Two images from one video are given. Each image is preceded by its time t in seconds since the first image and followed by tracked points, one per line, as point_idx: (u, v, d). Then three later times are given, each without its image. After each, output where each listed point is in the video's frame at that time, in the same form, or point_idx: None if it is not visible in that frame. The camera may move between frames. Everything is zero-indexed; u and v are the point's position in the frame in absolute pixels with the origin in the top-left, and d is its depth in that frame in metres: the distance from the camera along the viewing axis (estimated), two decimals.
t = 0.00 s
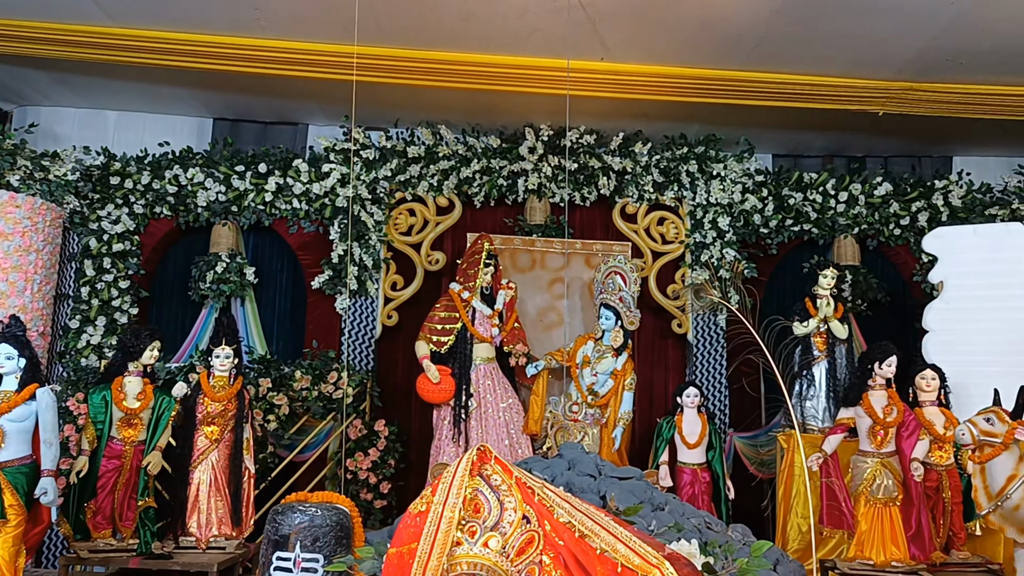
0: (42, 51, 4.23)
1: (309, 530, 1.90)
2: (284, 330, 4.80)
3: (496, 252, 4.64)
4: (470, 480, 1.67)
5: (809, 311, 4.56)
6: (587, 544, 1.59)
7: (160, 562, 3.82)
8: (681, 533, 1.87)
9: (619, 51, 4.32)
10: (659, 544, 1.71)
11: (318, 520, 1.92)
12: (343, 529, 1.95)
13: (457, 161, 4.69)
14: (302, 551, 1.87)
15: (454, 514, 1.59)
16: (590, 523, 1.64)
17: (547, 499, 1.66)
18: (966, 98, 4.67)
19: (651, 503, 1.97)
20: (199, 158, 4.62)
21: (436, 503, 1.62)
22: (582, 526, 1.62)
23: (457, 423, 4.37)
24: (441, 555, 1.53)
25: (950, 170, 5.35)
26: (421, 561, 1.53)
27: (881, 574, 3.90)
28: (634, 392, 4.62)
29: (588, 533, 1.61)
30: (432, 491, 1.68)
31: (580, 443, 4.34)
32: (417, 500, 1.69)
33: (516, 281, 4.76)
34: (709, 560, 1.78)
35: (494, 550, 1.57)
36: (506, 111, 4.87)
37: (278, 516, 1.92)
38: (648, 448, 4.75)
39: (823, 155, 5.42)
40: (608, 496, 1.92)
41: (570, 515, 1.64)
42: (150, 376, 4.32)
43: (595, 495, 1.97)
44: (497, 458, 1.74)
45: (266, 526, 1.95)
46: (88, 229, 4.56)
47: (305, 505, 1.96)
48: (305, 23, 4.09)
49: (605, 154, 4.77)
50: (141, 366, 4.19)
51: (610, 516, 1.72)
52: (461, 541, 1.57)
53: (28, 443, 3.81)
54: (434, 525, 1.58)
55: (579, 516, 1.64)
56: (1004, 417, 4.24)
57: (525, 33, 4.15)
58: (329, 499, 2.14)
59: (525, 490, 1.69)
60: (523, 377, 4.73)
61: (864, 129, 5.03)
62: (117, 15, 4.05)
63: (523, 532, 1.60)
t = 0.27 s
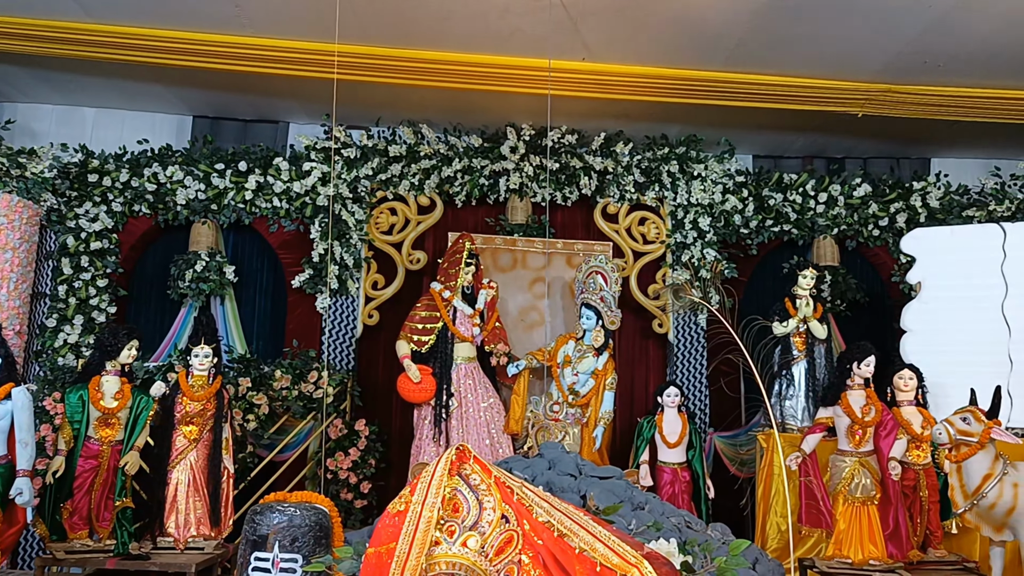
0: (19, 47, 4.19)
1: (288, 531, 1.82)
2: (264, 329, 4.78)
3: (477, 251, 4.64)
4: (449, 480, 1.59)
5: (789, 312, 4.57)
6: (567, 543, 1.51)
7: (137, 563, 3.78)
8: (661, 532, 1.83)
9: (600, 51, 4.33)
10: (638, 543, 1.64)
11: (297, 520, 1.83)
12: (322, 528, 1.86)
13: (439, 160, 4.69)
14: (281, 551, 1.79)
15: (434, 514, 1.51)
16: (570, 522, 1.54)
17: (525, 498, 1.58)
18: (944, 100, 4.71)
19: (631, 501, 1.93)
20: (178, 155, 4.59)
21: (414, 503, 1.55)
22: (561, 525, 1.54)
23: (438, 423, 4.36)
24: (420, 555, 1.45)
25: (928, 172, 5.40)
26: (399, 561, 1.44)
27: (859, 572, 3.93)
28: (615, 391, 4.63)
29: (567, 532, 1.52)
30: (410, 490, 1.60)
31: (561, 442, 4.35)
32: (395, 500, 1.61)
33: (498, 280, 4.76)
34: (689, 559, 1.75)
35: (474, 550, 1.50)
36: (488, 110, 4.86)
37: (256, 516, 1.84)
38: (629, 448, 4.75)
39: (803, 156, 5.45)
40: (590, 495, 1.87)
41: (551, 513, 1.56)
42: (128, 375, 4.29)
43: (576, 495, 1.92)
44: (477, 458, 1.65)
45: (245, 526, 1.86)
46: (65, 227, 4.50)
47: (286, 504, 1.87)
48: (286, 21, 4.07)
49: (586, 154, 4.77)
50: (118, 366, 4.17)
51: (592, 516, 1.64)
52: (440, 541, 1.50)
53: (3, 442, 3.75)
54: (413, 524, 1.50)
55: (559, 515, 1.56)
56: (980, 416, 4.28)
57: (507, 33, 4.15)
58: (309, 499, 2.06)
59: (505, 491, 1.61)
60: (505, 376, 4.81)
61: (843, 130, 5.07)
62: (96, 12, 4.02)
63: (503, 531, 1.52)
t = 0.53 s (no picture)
0: None
1: (265, 531, 1.79)
2: (242, 327, 4.76)
3: (457, 250, 4.64)
4: (426, 479, 1.55)
5: (767, 311, 4.61)
6: (545, 543, 1.45)
7: (113, 564, 3.75)
8: (639, 532, 1.76)
9: (581, 51, 4.33)
10: (617, 543, 1.58)
11: (274, 520, 1.80)
12: (299, 528, 1.83)
13: (419, 159, 4.68)
14: (257, 552, 1.76)
15: (411, 513, 1.47)
16: (547, 521, 1.49)
17: (503, 497, 1.53)
18: (920, 103, 4.76)
19: (610, 501, 1.89)
20: (156, 153, 4.56)
21: (391, 503, 1.51)
22: (538, 524, 1.48)
23: (417, 422, 4.35)
24: (396, 555, 1.41)
25: (904, 173, 5.45)
26: (375, 561, 1.40)
27: (836, 571, 3.97)
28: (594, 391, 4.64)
29: (544, 532, 1.47)
30: (388, 490, 1.55)
31: (541, 442, 4.33)
32: (373, 500, 1.57)
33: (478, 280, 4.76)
34: (666, 558, 1.70)
35: (451, 550, 1.45)
36: (468, 109, 4.86)
37: (233, 516, 1.81)
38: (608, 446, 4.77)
39: (782, 157, 5.48)
40: (566, 496, 1.81)
41: (529, 512, 1.50)
42: (103, 374, 4.23)
43: (555, 495, 1.87)
44: (454, 458, 1.61)
45: (222, 526, 1.84)
46: (41, 225, 4.45)
47: (262, 504, 1.84)
48: (265, 19, 4.05)
49: (566, 154, 4.78)
50: (94, 365, 4.13)
51: (571, 516, 1.57)
52: (417, 541, 1.46)
53: None
54: (390, 524, 1.46)
55: (536, 514, 1.50)
56: (956, 415, 4.21)
57: (487, 32, 4.14)
58: (287, 499, 2.01)
59: (483, 490, 1.56)
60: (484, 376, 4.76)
61: (822, 132, 5.10)
62: (72, 8, 3.97)
63: (480, 531, 1.48)
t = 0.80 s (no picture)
0: None
1: (241, 532, 1.80)
2: (220, 326, 4.73)
3: (436, 250, 4.63)
4: (403, 479, 1.53)
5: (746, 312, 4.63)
6: (522, 543, 1.45)
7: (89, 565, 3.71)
8: (615, 531, 1.76)
9: (561, 51, 4.34)
10: (592, 541, 1.59)
11: (251, 521, 1.82)
12: (276, 529, 1.86)
13: (399, 159, 4.66)
14: (234, 552, 1.77)
15: (388, 513, 1.46)
16: (524, 521, 1.49)
17: (481, 496, 1.52)
18: (897, 105, 4.80)
19: (588, 500, 1.89)
20: (133, 151, 4.52)
21: (368, 503, 1.49)
22: (516, 524, 1.48)
23: (397, 422, 4.34)
24: (373, 556, 1.41)
25: (882, 174, 5.50)
26: (352, 562, 1.40)
27: (813, 569, 3.98)
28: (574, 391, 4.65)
29: (521, 531, 1.47)
30: (364, 489, 1.53)
31: (521, 442, 4.37)
32: (350, 499, 1.55)
33: (458, 279, 4.76)
34: (642, 557, 1.71)
35: (428, 550, 1.45)
36: (449, 109, 4.86)
37: (209, 517, 1.81)
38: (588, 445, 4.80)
39: (761, 158, 5.51)
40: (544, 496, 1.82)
41: (506, 511, 1.50)
42: (78, 373, 4.16)
43: (533, 494, 1.87)
44: (432, 457, 1.59)
45: (196, 528, 1.83)
46: (16, 222, 4.41)
47: (238, 505, 1.85)
48: (244, 16, 4.02)
49: (547, 154, 4.78)
50: (70, 364, 4.07)
51: (548, 515, 1.58)
52: (394, 541, 1.45)
53: None
54: (366, 524, 1.45)
55: (513, 514, 1.50)
56: (930, 415, 4.21)
57: (468, 32, 4.14)
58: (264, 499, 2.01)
59: (460, 488, 1.54)
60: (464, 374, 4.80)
61: (800, 133, 5.13)
62: (48, 3, 3.93)
63: (458, 531, 1.47)
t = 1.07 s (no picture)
0: None
1: (219, 531, 1.78)
2: (199, 325, 4.72)
3: (417, 249, 4.62)
4: (380, 480, 1.54)
5: (724, 312, 4.65)
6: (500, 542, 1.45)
7: (63, 566, 3.67)
8: (592, 530, 1.74)
9: (541, 51, 4.35)
10: (570, 541, 1.57)
11: (228, 521, 1.80)
12: (254, 528, 1.83)
13: (379, 157, 4.67)
14: (211, 552, 1.75)
15: (365, 512, 1.47)
16: (501, 520, 1.49)
17: (458, 497, 1.53)
18: (875, 107, 4.84)
19: (568, 500, 1.89)
20: (110, 148, 4.48)
21: (345, 502, 1.50)
22: (493, 523, 1.48)
23: (376, 421, 4.33)
24: (350, 555, 1.40)
25: (860, 176, 5.55)
26: (329, 561, 1.40)
27: (790, 568, 3.99)
28: (554, 390, 4.66)
29: (498, 531, 1.46)
30: (341, 490, 1.54)
31: (500, 442, 4.37)
32: (327, 500, 1.55)
33: (438, 278, 4.75)
34: (619, 556, 1.70)
35: (405, 549, 1.45)
36: (429, 108, 4.85)
37: (186, 517, 1.79)
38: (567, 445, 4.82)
39: (740, 159, 5.54)
40: (523, 495, 1.82)
41: (483, 511, 1.51)
42: (55, 373, 4.12)
43: (512, 494, 1.87)
44: (410, 458, 1.61)
45: (173, 528, 1.82)
46: None
47: (216, 504, 1.84)
48: (222, 14, 4.00)
49: (527, 154, 4.79)
50: (45, 363, 4.04)
51: (525, 514, 1.58)
52: (371, 540, 1.45)
53: None
54: (343, 523, 1.45)
55: (491, 514, 1.50)
56: (906, 414, 4.29)
57: (448, 31, 4.14)
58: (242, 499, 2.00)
59: (437, 489, 1.56)
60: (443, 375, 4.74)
61: (779, 134, 5.17)
62: None
63: (435, 530, 1.47)
